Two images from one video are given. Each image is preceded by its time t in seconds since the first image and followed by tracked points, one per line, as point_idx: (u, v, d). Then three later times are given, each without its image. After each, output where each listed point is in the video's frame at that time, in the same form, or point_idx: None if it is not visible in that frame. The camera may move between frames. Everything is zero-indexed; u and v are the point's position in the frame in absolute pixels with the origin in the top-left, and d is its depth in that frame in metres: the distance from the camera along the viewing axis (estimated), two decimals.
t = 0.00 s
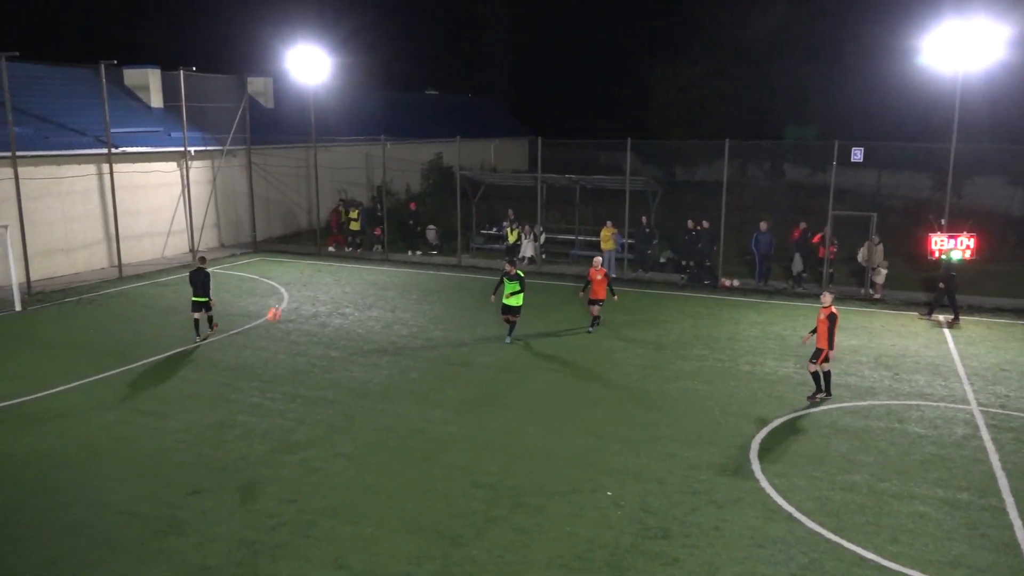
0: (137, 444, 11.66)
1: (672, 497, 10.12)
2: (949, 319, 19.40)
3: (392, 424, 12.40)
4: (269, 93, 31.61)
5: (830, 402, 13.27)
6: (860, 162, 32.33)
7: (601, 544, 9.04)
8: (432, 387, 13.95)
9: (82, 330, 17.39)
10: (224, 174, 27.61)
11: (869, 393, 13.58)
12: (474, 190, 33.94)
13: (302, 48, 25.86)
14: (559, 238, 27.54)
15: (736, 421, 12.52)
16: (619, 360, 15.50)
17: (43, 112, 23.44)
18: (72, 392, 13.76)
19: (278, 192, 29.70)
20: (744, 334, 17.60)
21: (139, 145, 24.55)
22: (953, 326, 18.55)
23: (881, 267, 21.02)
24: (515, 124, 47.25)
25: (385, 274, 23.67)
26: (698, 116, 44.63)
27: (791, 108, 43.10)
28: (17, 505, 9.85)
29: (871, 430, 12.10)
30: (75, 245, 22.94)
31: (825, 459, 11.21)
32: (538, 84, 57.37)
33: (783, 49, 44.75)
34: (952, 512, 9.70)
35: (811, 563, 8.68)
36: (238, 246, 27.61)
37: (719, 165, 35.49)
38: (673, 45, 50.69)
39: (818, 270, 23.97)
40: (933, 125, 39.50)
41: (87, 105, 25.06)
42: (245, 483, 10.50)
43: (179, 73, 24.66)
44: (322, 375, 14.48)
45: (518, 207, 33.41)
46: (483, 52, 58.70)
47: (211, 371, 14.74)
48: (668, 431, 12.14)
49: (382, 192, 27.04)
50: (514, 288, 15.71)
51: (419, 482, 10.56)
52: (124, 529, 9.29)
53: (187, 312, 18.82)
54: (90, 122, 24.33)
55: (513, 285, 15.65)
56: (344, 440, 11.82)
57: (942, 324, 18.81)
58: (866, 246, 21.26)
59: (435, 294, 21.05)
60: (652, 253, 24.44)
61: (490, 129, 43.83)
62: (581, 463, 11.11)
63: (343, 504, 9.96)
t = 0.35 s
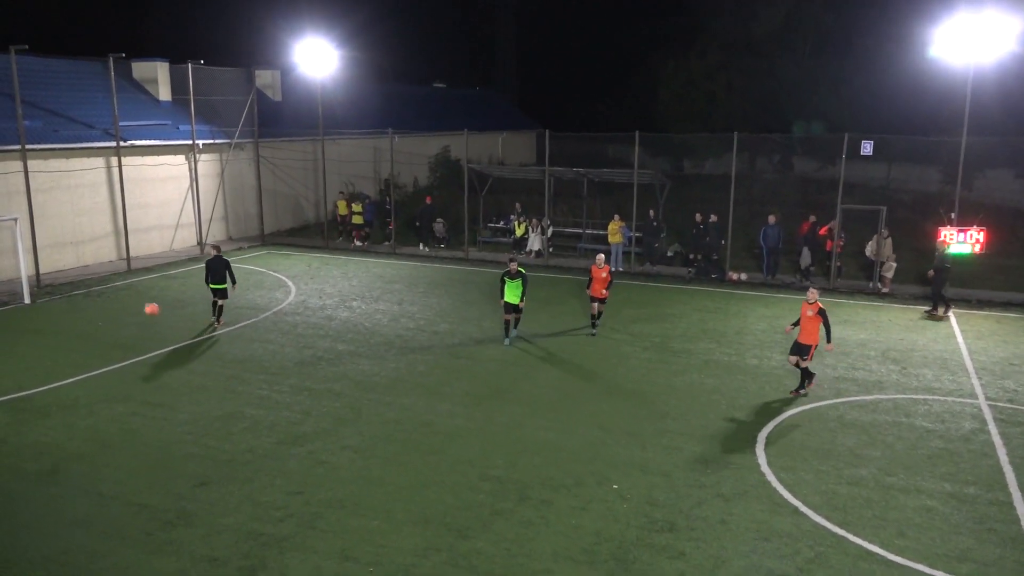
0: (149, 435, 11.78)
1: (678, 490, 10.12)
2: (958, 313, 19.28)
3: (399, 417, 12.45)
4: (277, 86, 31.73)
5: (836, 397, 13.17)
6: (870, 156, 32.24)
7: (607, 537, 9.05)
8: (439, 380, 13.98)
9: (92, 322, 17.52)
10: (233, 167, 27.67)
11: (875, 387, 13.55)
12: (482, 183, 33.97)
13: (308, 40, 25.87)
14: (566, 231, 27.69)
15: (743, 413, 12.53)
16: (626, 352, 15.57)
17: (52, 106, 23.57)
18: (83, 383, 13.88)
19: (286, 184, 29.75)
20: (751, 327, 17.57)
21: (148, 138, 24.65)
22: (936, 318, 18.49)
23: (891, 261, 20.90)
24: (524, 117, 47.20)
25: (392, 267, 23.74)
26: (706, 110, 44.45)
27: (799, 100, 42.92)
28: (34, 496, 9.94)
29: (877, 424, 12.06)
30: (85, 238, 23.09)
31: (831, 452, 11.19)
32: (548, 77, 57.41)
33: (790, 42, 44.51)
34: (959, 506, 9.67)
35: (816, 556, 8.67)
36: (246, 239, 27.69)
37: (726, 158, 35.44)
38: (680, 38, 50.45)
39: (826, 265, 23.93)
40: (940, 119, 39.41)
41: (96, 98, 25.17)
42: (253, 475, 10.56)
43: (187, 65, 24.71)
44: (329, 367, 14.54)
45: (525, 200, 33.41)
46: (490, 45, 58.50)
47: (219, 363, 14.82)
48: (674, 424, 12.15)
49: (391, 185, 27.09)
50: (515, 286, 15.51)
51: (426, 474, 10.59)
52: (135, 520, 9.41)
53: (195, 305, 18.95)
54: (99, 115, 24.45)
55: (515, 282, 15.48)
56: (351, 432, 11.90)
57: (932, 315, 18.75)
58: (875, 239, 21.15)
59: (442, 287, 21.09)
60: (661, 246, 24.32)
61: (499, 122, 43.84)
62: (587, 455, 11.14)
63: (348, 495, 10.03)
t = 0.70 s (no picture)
0: (124, 427, 11.66)
1: (655, 477, 10.20)
2: (929, 298, 19.57)
3: (377, 407, 12.40)
4: (250, 73, 31.22)
5: (810, 383, 13.31)
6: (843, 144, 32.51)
7: (586, 524, 9.10)
8: (418, 370, 13.95)
9: (63, 314, 17.28)
10: (205, 157, 27.32)
11: (849, 372, 13.74)
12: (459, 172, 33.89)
13: (281, 27, 25.57)
14: (543, 220, 27.68)
15: (720, 399, 12.65)
16: (604, 340, 15.64)
17: (20, 94, 23.07)
18: (55, 376, 13.68)
19: (260, 173, 29.45)
20: (726, 315, 17.71)
21: (120, 127, 24.22)
22: (890, 304, 18.73)
23: (863, 247, 21.14)
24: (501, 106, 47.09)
25: (370, 257, 23.63)
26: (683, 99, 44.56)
27: (775, 89, 43.23)
28: (9, 492, 9.79)
29: (851, 409, 12.23)
30: (55, 229, 22.72)
31: (806, 437, 11.33)
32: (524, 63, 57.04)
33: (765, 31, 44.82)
34: (930, 488, 9.85)
35: (791, 540, 8.79)
36: (220, 229, 27.40)
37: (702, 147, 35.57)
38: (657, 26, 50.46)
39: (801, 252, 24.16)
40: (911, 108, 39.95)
41: (66, 86, 24.69)
42: (230, 467, 10.49)
43: (159, 53, 24.28)
44: (306, 358, 14.46)
45: (502, 189, 33.39)
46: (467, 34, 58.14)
47: (194, 354, 14.67)
48: (652, 411, 12.23)
49: (365, 174, 26.91)
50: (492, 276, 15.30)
51: (405, 464, 10.58)
52: (110, 514, 9.32)
53: (169, 296, 18.76)
54: (69, 104, 23.97)
55: (494, 273, 15.33)
56: (329, 422, 11.86)
57: (891, 301, 19.03)
58: (848, 226, 21.34)
59: (420, 277, 21.03)
60: (637, 234, 24.39)
61: (476, 111, 43.70)
62: (564, 443, 11.20)
63: (326, 486, 10.00)
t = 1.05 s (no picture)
0: (85, 423, 11.46)
1: (623, 464, 10.29)
2: (889, 284, 19.98)
3: (344, 399, 12.34)
4: (211, 62, 30.62)
5: (774, 368, 13.54)
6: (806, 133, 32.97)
7: (555, 513, 9.15)
8: (384, 361, 13.89)
9: (20, 309, 16.91)
10: (166, 148, 26.86)
11: (811, 358, 13.99)
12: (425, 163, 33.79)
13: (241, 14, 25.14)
14: (510, 209, 27.71)
15: (686, 387, 12.80)
16: (572, 329, 15.72)
17: None
18: (13, 372, 13.40)
19: (223, 164, 29.06)
20: (692, 303, 17.90)
21: (77, 117, 23.68)
22: (834, 292, 18.88)
23: (825, 236, 21.43)
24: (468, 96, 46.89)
25: (336, 248, 23.45)
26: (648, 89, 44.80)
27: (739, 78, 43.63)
28: None
29: (813, 394, 12.45)
30: (11, 222, 22.20)
31: (770, 422, 11.52)
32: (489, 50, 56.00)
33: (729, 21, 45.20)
34: (889, 470, 10.07)
35: (755, 523, 8.94)
36: (182, 222, 27.00)
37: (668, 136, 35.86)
38: (622, 16, 50.55)
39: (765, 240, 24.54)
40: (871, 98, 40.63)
41: (19, 75, 24.03)
42: (195, 461, 10.37)
43: (115, 41, 23.75)
44: (272, 351, 14.33)
45: (468, 179, 33.36)
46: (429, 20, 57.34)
47: (157, 349, 14.45)
48: (619, 399, 12.33)
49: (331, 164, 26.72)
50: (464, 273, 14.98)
51: (373, 456, 10.55)
52: (72, 511, 9.16)
53: (130, 289, 18.44)
54: (23, 93, 23.35)
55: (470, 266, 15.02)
56: (295, 415, 11.77)
57: (839, 288, 19.42)
58: (811, 215, 21.58)
59: (386, 268, 20.93)
60: (604, 224, 24.54)
61: (442, 101, 43.49)
62: (533, 432, 11.24)
63: (293, 479, 9.94)
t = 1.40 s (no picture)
0: (29, 429, 11.11)
1: (580, 457, 10.36)
2: (836, 275, 20.47)
3: (299, 398, 12.18)
4: (155, 57, 29.74)
5: (726, 359, 13.77)
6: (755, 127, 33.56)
7: (512, 507, 9.17)
8: (339, 359, 13.74)
9: None
10: (110, 144, 26.16)
11: (762, 348, 14.26)
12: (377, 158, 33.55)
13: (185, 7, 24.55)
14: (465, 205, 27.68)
15: (641, 379, 12.94)
16: (527, 324, 15.77)
17: None
18: None
19: (169, 161, 28.42)
20: (645, 296, 18.09)
21: (13, 113, 22.91)
22: (769, 282, 19.38)
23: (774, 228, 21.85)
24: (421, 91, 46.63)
25: (288, 245, 23.12)
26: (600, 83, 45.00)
27: (691, 73, 44.19)
28: None
29: (764, 383, 12.70)
30: None
31: (723, 412, 11.71)
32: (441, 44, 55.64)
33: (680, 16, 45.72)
34: (838, 456, 10.32)
35: (709, 511, 9.08)
36: (127, 220, 26.34)
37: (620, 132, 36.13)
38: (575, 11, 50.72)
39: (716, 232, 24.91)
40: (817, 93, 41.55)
41: None
42: (145, 465, 10.13)
43: (53, 34, 23.00)
44: (223, 350, 14.07)
45: (422, 174, 33.22)
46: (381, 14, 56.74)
47: (102, 350, 14.07)
48: (575, 393, 12.40)
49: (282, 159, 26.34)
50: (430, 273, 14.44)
51: (329, 454, 10.45)
52: (16, 519, 8.88)
53: (74, 290, 17.92)
54: None
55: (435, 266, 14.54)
56: (248, 415, 11.58)
57: (780, 278, 19.87)
58: (761, 207, 21.99)
59: (339, 265, 20.72)
60: (558, 218, 24.66)
61: (396, 96, 43.17)
62: (490, 427, 11.24)
63: (247, 480, 9.78)
